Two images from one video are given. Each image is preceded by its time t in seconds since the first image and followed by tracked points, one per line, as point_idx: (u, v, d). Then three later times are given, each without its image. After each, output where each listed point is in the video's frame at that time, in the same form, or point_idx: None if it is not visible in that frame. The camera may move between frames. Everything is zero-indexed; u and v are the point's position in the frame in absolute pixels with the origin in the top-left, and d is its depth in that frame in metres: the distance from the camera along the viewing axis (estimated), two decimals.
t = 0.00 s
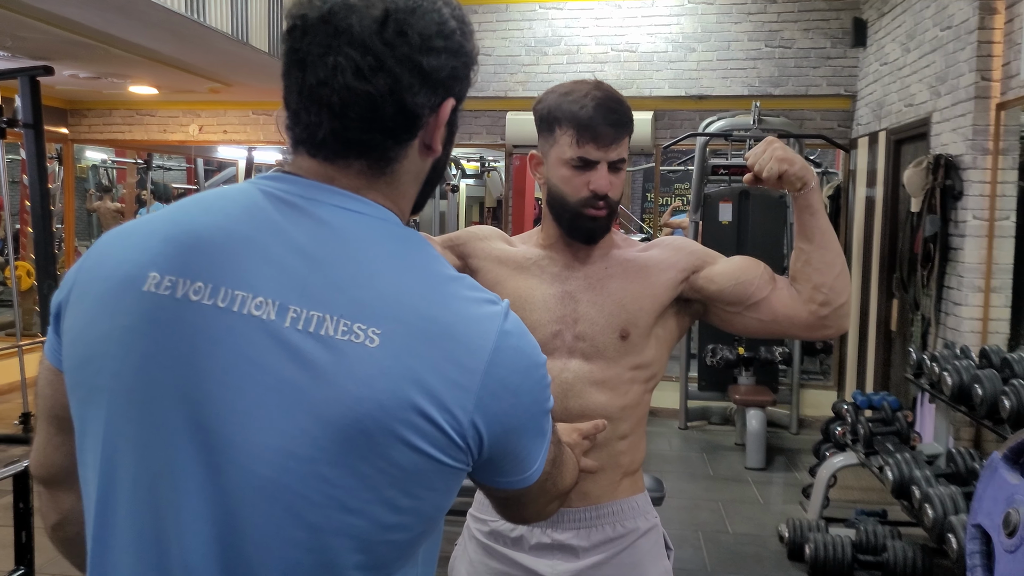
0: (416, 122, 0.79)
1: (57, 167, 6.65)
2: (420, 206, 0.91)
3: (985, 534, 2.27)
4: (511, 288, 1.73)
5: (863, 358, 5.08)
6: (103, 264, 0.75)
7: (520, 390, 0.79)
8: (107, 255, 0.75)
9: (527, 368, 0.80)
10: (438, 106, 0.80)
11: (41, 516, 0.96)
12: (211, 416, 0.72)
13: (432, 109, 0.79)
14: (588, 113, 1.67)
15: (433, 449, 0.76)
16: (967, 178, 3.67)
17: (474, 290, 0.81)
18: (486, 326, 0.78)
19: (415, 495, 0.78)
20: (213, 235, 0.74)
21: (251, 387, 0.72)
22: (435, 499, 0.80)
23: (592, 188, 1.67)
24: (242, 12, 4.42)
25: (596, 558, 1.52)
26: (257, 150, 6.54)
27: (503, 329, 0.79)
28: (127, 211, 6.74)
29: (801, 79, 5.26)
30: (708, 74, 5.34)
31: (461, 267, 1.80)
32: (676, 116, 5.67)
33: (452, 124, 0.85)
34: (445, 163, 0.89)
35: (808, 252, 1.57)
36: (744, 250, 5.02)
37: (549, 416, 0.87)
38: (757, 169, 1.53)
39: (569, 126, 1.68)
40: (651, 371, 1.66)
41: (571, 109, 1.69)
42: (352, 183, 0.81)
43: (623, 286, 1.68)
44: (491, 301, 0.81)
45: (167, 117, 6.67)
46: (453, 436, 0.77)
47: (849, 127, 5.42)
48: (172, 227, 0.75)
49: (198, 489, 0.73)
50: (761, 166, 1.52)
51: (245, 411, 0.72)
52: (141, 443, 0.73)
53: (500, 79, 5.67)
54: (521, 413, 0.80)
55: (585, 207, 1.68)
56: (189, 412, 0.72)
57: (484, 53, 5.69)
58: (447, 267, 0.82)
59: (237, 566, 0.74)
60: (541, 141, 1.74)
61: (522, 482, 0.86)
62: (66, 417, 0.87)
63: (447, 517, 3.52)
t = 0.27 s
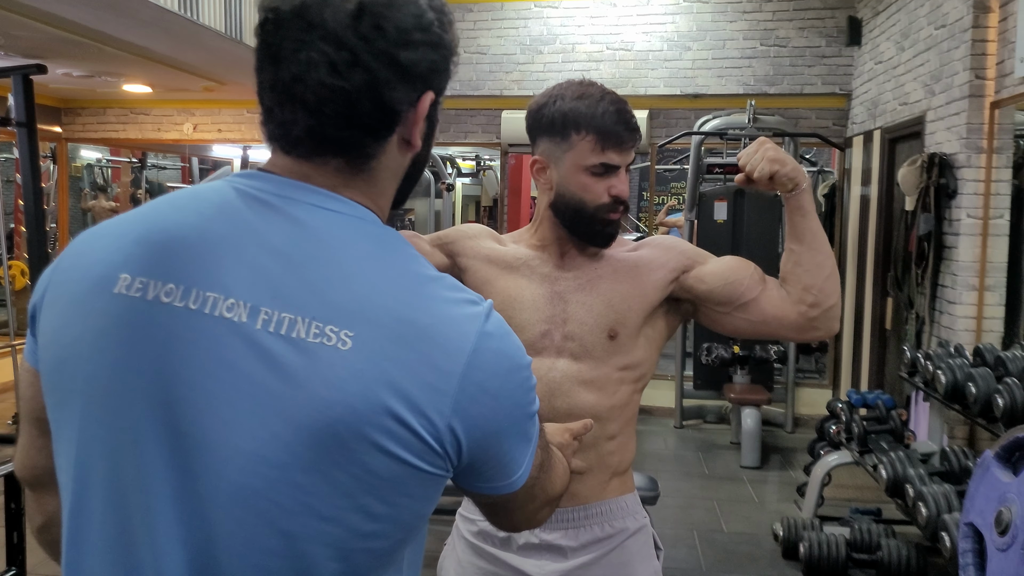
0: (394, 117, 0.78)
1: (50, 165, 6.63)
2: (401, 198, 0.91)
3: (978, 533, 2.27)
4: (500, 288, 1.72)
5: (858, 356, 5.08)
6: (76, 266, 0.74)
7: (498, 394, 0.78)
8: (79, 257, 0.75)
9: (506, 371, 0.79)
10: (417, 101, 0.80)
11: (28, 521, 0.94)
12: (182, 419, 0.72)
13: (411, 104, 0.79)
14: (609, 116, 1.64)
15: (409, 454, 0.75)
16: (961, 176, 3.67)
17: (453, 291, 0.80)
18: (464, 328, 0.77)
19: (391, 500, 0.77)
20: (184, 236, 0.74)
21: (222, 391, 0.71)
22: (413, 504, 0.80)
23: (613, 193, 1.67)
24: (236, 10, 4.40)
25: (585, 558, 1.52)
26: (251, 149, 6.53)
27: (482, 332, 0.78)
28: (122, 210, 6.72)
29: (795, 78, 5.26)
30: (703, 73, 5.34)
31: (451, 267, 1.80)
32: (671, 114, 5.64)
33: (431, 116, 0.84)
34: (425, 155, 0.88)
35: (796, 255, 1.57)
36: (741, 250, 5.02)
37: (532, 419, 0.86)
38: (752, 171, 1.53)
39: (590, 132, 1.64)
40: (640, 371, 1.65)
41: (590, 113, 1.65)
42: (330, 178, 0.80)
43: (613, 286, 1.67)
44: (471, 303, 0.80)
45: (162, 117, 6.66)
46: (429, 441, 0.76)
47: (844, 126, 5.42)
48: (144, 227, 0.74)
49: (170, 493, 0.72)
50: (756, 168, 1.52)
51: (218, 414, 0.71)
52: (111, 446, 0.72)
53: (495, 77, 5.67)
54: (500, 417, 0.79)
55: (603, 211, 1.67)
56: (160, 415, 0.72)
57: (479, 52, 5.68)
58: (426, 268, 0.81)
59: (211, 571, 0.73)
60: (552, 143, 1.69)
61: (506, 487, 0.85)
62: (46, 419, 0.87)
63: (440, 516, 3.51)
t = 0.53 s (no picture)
0: (356, 107, 0.75)
1: (45, 164, 6.61)
2: (375, 186, 0.87)
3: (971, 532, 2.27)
4: (492, 287, 1.71)
5: (853, 354, 5.08)
6: (49, 272, 0.75)
7: (468, 392, 0.73)
8: (49, 262, 0.76)
9: (477, 368, 0.74)
10: (378, 89, 0.76)
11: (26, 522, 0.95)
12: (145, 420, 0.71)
13: (372, 92, 0.76)
14: (608, 118, 1.65)
15: (373, 455, 0.71)
16: (954, 174, 3.67)
17: (426, 286, 0.76)
18: (430, 322, 0.73)
19: (360, 507, 0.73)
20: (147, 238, 0.73)
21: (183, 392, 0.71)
22: (387, 512, 0.75)
23: (612, 194, 1.66)
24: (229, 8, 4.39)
25: (577, 560, 1.52)
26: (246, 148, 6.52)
27: (452, 327, 0.74)
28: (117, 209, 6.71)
29: (790, 76, 5.26)
30: (698, 71, 5.35)
31: (444, 267, 1.79)
32: (666, 113, 5.60)
33: (397, 102, 0.80)
34: (397, 140, 0.85)
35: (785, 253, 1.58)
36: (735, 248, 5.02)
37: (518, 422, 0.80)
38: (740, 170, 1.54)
39: (589, 135, 1.64)
40: (632, 370, 1.65)
41: (590, 115, 1.65)
42: (298, 176, 0.78)
43: (605, 285, 1.67)
44: (445, 298, 0.76)
45: (156, 115, 6.64)
46: (395, 443, 0.72)
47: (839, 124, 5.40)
48: (110, 232, 0.75)
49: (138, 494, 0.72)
50: (744, 166, 1.54)
51: (180, 415, 0.71)
52: (78, 449, 0.72)
53: (490, 76, 5.67)
54: (473, 417, 0.74)
55: (601, 212, 1.67)
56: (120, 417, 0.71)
57: (474, 50, 5.68)
58: (399, 263, 0.77)
59: None
60: (550, 145, 1.67)
61: (492, 494, 0.80)
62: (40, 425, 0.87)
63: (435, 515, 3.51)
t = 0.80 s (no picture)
0: (330, 97, 0.73)
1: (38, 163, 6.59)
2: (359, 183, 0.85)
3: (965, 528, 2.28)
4: (489, 284, 1.71)
5: (849, 352, 5.09)
6: (31, 261, 0.77)
7: (422, 401, 0.70)
8: (34, 252, 0.77)
9: (434, 377, 0.70)
10: (353, 79, 0.75)
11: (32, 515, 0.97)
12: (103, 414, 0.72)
13: (347, 81, 0.74)
14: (605, 116, 1.65)
15: (315, 464, 0.68)
16: (949, 173, 3.68)
17: (388, 288, 0.73)
18: (383, 326, 0.69)
19: (302, 517, 0.70)
20: (112, 230, 0.73)
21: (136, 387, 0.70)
22: (336, 525, 0.72)
23: (609, 190, 1.66)
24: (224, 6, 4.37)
25: (575, 561, 1.52)
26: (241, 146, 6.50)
27: (408, 333, 0.70)
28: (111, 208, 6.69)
29: (785, 74, 5.27)
30: (694, 69, 5.36)
31: (440, 263, 1.78)
32: (662, 111, 5.59)
33: (376, 93, 0.78)
34: (382, 134, 0.82)
35: (778, 237, 1.62)
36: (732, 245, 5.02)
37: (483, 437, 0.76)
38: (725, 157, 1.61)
39: (588, 133, 1.64)
40: (630, 365, 1.65)
41: (587, 113, 1.65)
42: (269, 169, 0.76)
43: (601, 280, 1.67)
44: (409, 301, 0.72)
45: (150, 113, 6.62)
46: (339, 452, 0.69)
47: (834, 122, 5.41)
48: (84, 223, 0.75)
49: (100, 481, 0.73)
50: (729, 154, 1.61)
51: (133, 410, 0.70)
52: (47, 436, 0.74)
53: (486, 74, 5.67)
54: (426, 427, 0.70)
55: (598, 208, 1.67)
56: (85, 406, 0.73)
57: (469, 48, 5.68)
58: (365, 263, 0.74)
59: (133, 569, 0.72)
60: (548, 144, 1.67)
61: (450, 513, 0.75)
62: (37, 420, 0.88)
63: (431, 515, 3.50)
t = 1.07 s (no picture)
0: (304, 92, 0.71)
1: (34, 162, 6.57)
2: (335, 180, 0.82)
3: (962, 527, 2.27)
4: (487, 282, 1.70)
5: (846, 350, 5.09)
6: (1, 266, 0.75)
7: (381, 409, 0.65)
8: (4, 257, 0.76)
9: (396, 382, 0.66)
10: (329, 72, 0.72)
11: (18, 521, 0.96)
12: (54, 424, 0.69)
13: (322, 74, 0.71)
14: (602, 114, 1.64)
15: (266, 474, 0.64)
16: (946, 171, 3.68)
17: (354, 290, 0.69)
18: (343, 328, 0.66)
19: (255, 532, 0.66)
20: (75, 231, 0.71)
21: (88, 395, 0.68)
22: (292, 542, 0.67)
23: (604, 187, 1.66)
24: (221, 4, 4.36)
25: (574, 561, 1.51)
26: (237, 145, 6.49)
27: (370, 336, 0.66)
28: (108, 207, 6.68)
29: (782, 73, 5.27)
30: (691, 68, 5.36)
31: (438, 263, 1.77)
32: (658, 110, 5.55)
33: (355, 86, 0.76)
34: (361, 129, 0.80)
35: (778, 235, 1.63)
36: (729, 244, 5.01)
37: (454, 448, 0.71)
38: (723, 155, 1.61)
39: (584, 131, 1.63)
40: (629, 364, 1.65)
41: (583, 111, 1.64)
42: (238, 166, 0.73)
43: (600, 279, 1.66)
44: (375, 304, 0.69)
45: (147, 113, 6.61)
46: (292, 463, 0.65)
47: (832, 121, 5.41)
48: (51, 223, 0.74)
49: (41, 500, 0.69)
50: (726, 152, 1.60)
51: (86, 418, 0.68)
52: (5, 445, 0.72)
53: (483, 73, 5.66)
54: (387, 436, 0.66)
55: (594, 205, 1.66)
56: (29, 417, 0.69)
57: (467, 47, 5.67)
58: (332, 264, 0.71)
59: None
60: (544, 141, 1.67)
61: (417, 531, 0.70)
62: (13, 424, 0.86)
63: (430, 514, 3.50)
